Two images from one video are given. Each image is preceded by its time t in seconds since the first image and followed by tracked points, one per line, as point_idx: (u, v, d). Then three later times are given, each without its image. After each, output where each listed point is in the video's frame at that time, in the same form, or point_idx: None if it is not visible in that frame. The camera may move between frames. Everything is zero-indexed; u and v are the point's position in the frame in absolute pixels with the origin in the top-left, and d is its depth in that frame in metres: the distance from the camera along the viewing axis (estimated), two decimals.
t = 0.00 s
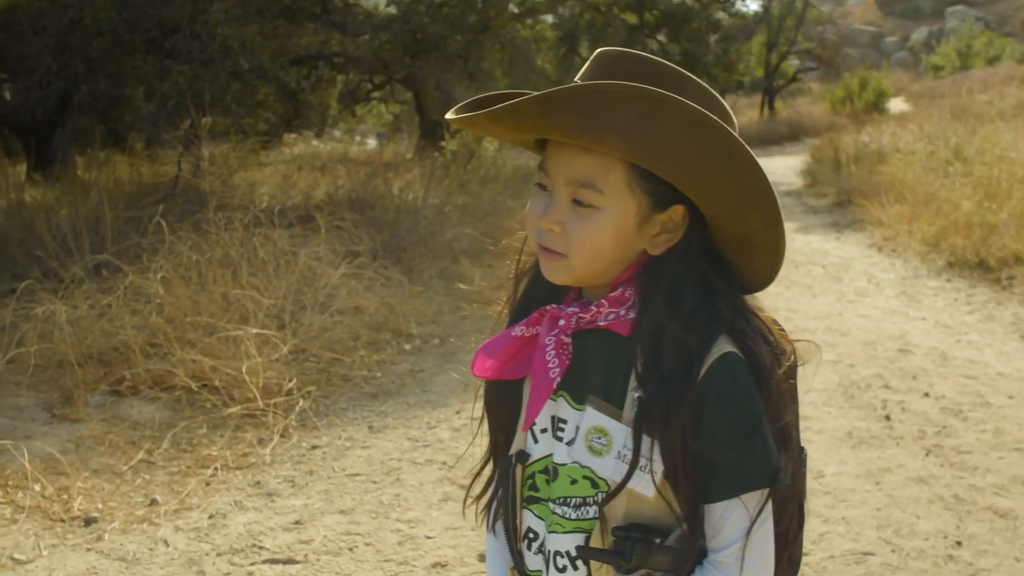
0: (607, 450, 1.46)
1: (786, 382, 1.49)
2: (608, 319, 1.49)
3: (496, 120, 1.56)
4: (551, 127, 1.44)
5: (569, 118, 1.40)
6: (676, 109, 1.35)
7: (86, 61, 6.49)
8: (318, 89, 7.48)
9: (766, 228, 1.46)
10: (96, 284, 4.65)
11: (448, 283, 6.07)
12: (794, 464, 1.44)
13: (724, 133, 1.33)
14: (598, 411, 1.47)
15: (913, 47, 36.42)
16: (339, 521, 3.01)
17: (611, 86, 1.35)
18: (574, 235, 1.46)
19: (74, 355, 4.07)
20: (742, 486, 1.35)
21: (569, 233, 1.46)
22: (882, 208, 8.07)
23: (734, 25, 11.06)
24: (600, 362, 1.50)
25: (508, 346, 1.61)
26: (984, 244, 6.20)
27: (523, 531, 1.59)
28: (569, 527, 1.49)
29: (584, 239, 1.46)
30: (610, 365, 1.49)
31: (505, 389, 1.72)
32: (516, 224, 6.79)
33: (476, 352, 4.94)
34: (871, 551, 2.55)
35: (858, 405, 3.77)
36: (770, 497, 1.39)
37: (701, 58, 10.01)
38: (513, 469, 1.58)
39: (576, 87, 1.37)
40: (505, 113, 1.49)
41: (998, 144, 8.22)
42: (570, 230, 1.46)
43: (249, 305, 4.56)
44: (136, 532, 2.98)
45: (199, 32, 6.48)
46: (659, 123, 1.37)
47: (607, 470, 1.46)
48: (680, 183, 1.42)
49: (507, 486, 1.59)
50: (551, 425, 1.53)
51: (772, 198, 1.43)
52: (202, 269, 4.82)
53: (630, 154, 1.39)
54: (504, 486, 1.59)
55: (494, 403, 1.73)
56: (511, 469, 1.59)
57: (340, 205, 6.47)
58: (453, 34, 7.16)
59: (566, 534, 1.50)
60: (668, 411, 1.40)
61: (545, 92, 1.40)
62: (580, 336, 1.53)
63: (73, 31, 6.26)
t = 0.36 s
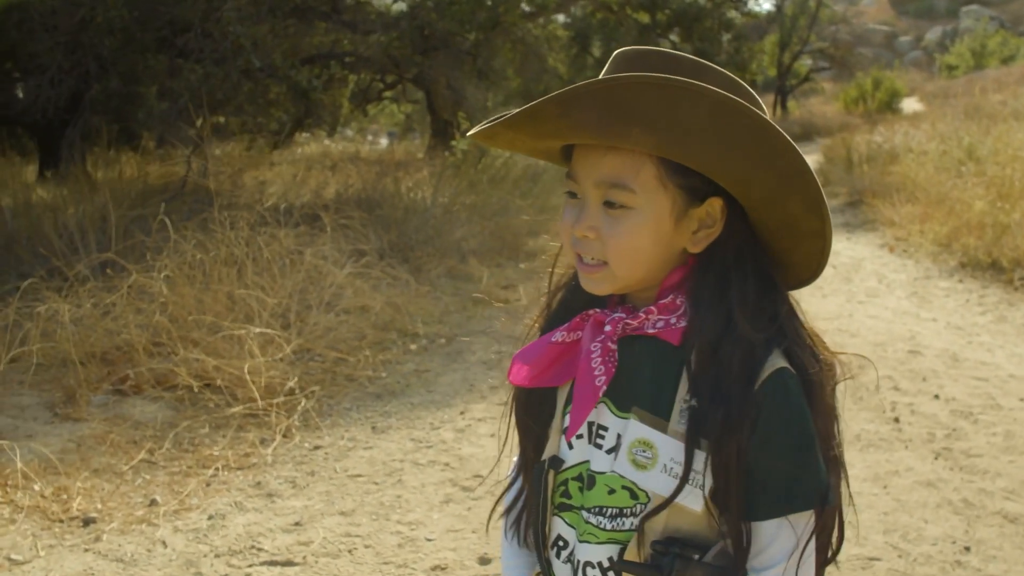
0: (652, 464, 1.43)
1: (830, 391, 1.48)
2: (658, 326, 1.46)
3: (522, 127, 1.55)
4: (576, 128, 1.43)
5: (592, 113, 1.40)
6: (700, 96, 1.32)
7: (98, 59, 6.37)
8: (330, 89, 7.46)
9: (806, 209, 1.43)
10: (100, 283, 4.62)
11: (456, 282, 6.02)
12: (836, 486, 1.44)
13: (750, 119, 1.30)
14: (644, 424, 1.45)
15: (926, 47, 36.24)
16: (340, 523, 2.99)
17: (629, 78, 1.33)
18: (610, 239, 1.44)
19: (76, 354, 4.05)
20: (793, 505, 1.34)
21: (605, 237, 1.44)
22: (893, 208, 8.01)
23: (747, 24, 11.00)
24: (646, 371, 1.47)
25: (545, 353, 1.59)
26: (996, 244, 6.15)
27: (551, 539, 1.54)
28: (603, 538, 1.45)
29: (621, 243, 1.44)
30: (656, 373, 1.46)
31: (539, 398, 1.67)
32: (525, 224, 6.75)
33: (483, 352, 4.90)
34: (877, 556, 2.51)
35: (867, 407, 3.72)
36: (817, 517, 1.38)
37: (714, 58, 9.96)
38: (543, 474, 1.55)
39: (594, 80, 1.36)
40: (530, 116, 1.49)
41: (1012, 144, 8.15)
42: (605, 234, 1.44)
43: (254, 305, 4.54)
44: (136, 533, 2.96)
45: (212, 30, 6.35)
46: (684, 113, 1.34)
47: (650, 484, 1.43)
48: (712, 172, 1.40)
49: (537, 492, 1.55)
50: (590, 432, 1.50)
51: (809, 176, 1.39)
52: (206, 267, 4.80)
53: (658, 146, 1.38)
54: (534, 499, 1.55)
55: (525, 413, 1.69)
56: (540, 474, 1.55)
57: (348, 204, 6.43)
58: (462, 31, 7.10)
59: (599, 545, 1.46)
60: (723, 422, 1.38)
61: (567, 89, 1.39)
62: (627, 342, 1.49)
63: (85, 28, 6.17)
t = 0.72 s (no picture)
0: (643, 474, 1.39)
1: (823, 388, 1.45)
2: (647, 328, 1.42)
3: (506, 124, 1.54)
4: (554, 116, 1.42)
5: (566, 100, 1.38)
6: (669, 75, 1.29)
7: (98, 55, 6.33)
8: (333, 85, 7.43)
9: (793, 187, 1.39)
10: (96, 280, 4.59)
11: (457, 279, 5.98)
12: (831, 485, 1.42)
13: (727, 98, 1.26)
14: (634, 433, 1.41)
15: (933, 44, 36.14)
16: (331, 523, 2.95)
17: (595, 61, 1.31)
18: (592, 233, 1.40)
19: (71, 351, 4.02)
20: (793, 510, 1.31)
21: (588, 232, 1.41)
22: (899, 206, 7.96)
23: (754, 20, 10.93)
24: (634, 377, 1.43)
25: (529, 357, 1.55)
26: (1002, 242, 6.09)
27: (538, 550, 1.51)
28: (591, 549, 1.42)
29: (605, 236, 1.40)
30: (646, 378, 1.43)
31: (523, 403, 1.62)
32: (527, 221, 6.71)
33: (482, 350, 4.86)
34: (875, 558, 2.47)
35: (868, 406, 3.67)
36: (815, 523, 1.35)
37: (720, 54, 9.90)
38: (530, 483, 1.53)
39: (561, 67, 1.34)
40: (511, 110, 1.48)
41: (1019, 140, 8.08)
42: (587, 229, 1.41)
43: (251, 303, 4.50)
44: (125, 533, 2.92)
45: (213, 27, 6.29)
46: (660, 97, 1.32)
47: (640, 494, 1.39)
48: (693, 155, 1.37)
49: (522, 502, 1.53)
50: (578, 439, 1.46)
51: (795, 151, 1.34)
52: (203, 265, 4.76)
53: (633, 130, 1.35)
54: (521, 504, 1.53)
55: (509, 420, 1.64)
56: (526, 482, 1.53)
57: (348, 201, 6.40)
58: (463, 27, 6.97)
59: (586, 556, 1.42)
60: (717, 425, 1.35)
61: (537, 80, 1.38)
62: (614, 346, 1.45)
63: (85, 24, 6.13)
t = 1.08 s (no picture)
0: (601, 475, 1.36)
1: (781, 380, 1.43)
2: (602, 323, 1.39)
3: (459, 110, 1.54)
4: (499, 98, 1.42)
5: (513, 77, 1.37)
6: (602, 49, 1.27)
7: (94, 47, 6.29)
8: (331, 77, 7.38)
9: (746, 159, 1.36)
10: (91, 273, 4.56)
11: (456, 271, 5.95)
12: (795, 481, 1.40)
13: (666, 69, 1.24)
14: (591, 432, 1.38)
15: (937, 35, 36.04)
16: (324, 517, 2.93)
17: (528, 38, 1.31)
18: (540, 217, 1.38)
19: (65, 344, 4.00)
20: (756, 511, 1.29)
21: (535, 215, 1.38)
22: (901, 198, 7.91)
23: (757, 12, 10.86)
24: (591, 375, 1.40)
25: (484, 353, 1.52)
26: (1004, 234, 6.05)
27: (499, 555, 1.46)
28: (550, 553, 1.39)
29: (552, 219, 1.37)
30: (603, 374, 1.40)
31: (481, 402, 1.61)
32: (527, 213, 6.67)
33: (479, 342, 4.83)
34: (871, 555, 2.44)
35: (867, 400, 3.64)
36: (779, 525, 1.33)
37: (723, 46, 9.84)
38: (487, 484, 1.46)
39: (498, 44, 1.34)
40: (460, 93, 1.49)
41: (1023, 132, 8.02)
42: (534, 215, 1.38)
43: (247, 296, 4.47)
44: (116, 527, 2.90)
45: (207, 18, 6.23)
46: (605, 73, 1.30)
47: (597, 495, 1.36)
48: (638, 132, 1.35)
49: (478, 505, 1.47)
50: (535, 439, 1.43)
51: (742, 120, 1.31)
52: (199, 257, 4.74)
53: (571, 104, 1.34)
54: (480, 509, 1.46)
55: (466, 424, 1.63)
56: (483, 483, 1.46)
57: (346, 193, 6.36)
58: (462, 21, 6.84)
59: (546, 561, 1.39)
60: (676, 421, 1.32)
61: (475, 56, 1.39)
62: (570, 342, 1.43)
63: (78, 18, 6.10)
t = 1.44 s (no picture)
0: (572, 484, 1.35)
1: (754, 373, 1.40)
2: (571, 326, 1.37)
3: (416, 109, 1.55)
4: (455, 90, 1.43)
5: (465, 64, 1.38)
6: (549, 28, 1.28)
7: (94, 40, 6.26)
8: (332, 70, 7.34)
9: (705, 132, 1.36)
10: (89, 265, 4.54)
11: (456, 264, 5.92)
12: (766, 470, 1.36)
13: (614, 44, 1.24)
14: (561, 441, 1.37)
15: (941, 28, 36.01)
16: (320, 513, 2.91)
17: (475, 23, 1.32)
18: (498, 210, 1.36)
19: (61, 338, 3.98)
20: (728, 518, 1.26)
21: (493, 208, 1.36)
22: (904, 191, 7.87)
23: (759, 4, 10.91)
24: (561, 381, 1.40)
25: (454, 361, 1.49)
26: (1008, 228, 6.01)
27: (470, 567, 1.43)
28: (522, 565, 1.36)
29: (511, 212, 1.35)
30: (572, 380, 1.39)
31: (448, 413, 1.61)
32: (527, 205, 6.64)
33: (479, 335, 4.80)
34: (871, 552, 2.41)
35: (868, 395, 3.61)
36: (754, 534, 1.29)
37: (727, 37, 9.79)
38: (457, 494, 1.45)
39: (447, 32, 1.36)
40: (415, 89, 1.50)
41: None
42: (492, 208, 1.36)
43: (245, 289, 4.44)
44: (111, 523, 2.88)
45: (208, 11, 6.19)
46: (553, 54, 1.30)
47: (568, 506, 1.35)
48: (593, 111, 1.35)
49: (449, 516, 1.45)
50: (505, 447, 1.42)
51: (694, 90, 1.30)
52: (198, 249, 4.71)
53: (524, 86, 1.35)
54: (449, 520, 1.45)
55: (434, 435, 1.62)
56: (454, 494, 1.45)
57: (345, 185, 6.33)
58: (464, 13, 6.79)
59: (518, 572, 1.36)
60: (644, 420, 1.30)
61: (425, 45, 1.40)
62: (538, 348, 1.42)
63: (78, 11, 6.07)
